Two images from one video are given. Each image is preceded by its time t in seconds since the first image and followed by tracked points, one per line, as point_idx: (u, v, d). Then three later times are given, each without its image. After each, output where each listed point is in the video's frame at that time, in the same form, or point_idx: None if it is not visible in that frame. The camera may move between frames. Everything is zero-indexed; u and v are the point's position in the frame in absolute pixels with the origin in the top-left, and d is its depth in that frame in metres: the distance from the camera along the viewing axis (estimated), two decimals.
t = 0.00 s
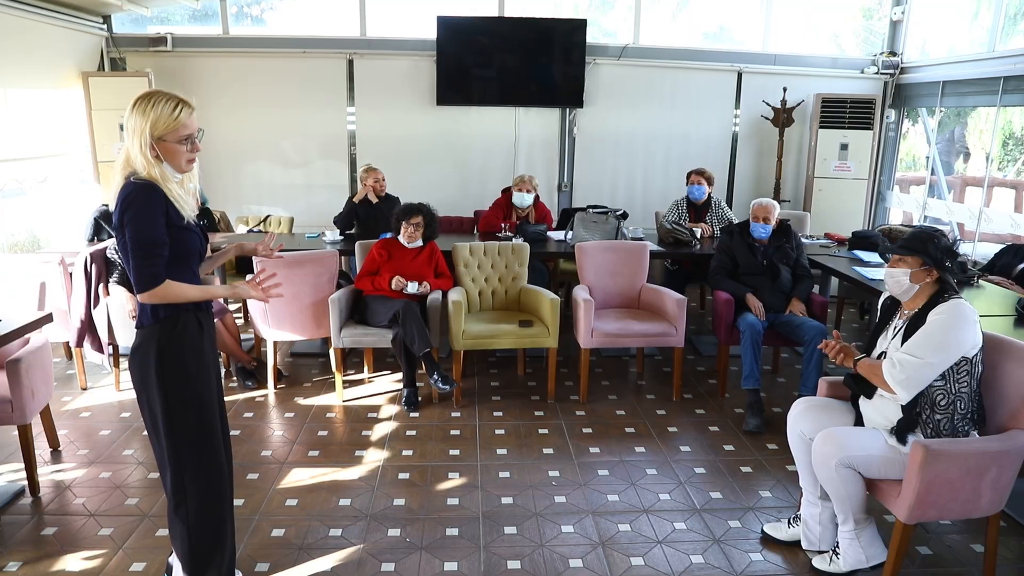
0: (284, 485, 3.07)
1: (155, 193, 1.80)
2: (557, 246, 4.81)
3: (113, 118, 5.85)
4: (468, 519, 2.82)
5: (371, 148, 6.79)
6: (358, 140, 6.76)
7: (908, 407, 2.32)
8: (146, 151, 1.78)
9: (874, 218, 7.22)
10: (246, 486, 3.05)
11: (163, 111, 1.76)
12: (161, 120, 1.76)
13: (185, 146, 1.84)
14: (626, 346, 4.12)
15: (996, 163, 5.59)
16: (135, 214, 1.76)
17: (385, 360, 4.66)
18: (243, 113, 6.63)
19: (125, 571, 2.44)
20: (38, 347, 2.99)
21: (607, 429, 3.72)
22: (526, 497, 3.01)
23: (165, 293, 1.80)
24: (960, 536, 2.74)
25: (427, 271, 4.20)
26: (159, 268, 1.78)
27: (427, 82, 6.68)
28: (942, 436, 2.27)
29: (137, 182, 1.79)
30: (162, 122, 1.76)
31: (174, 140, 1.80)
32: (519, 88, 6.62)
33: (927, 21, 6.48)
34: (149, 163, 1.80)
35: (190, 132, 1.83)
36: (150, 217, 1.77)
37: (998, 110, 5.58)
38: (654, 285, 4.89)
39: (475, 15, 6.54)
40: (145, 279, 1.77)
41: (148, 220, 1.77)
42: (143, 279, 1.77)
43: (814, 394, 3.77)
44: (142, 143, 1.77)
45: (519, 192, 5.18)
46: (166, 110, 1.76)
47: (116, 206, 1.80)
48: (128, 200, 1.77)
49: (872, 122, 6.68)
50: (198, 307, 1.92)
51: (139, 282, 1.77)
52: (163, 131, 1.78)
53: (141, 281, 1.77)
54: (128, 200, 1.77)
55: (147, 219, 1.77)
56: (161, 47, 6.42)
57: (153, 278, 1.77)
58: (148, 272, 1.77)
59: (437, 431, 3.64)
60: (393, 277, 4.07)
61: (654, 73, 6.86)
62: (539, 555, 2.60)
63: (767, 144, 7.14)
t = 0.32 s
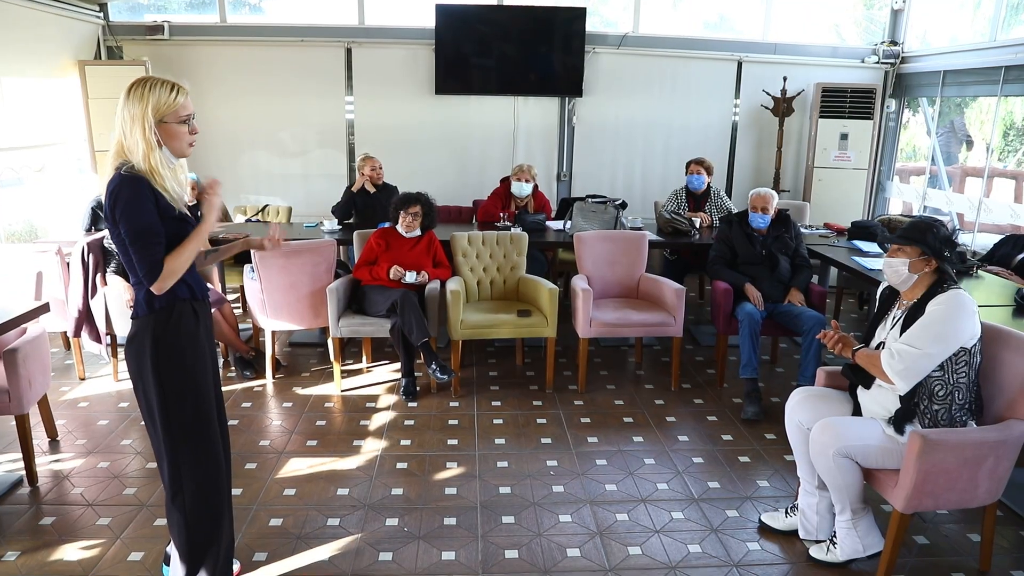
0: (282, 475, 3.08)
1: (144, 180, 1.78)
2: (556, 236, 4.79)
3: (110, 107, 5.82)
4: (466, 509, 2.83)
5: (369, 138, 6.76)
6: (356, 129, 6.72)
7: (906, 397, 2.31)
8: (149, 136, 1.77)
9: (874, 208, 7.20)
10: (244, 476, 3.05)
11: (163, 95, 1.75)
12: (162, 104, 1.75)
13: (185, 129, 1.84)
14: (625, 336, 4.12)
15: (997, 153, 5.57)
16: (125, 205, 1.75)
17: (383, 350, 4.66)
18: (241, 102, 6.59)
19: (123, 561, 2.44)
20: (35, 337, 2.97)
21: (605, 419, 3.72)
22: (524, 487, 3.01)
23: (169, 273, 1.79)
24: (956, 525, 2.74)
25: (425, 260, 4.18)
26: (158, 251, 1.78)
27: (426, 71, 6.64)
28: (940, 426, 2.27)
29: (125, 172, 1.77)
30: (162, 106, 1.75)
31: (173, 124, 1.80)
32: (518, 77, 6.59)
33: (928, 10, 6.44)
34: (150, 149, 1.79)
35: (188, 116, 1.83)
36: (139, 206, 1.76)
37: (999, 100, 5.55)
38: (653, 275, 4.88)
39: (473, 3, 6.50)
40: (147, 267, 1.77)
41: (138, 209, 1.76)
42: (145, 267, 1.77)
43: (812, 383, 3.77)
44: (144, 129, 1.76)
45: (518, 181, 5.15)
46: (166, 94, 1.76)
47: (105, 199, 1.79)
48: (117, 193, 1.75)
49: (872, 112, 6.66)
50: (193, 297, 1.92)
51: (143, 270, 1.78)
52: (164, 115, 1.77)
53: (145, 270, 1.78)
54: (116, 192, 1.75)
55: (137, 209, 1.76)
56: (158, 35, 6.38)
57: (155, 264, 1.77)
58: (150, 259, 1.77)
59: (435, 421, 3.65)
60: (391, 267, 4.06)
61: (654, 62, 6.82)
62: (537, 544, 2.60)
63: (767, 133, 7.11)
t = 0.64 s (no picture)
0: (279, 471, 3.07)
1: (142, 170, 1.78)
2: (554, 233, 4.78)
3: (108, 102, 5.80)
4: (463, 506, 2.83)
5: (368, 134, 6.74)
6: (355, 125, 6.71)
7: (904, 395, 2.31)
8: (139, 125, 1.76)
9: (873, 207, 7.20)
10: (241, 473, 3.05)
11: (157, 86, 1.74)
12: (154, 95, 1.74)
13: (179, 121, 1.81)
14: (623, 333, 4.12)
15: (996, 153, 5.57)
16: (127, 194, 1.75)
17: (381, 346, 4.65)
18: (239, 98, 6.58)
19: (120, 557, 2.44)
20: (32, 333, 2.96)
21: (603, 416, 3.72)
22: (521, 484, 3.01)
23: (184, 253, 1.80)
24: (953, 524, 2.74)
25: (423, 257, 4.17)
26: (170, 234, 1.78)
27: (425, 67, 6.62)
28: (938, 425, 2.26)
29: (123, 163, 1.77)
30: (155, 97, 1.74)
31: (166, 117, 1.78)
32: (518, 74, 6.57)
33: (928, 9, 6.43)
34: (140, 138, 1.77)
35: (183, 110, 1.81)
36: (142, 193, 1.76)
37: (998, 99, 5.55)
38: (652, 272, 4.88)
39: None
40: (163, 251, 1.77)
41: (141, 197, 1.75)
42: (160, 251, 1.77)
43: (810, 381, 3.77)
44: (135, 118, 1.75)
45: (516, 177, 5.14)
46: (160, 85, 1.75)
47: (103, 193, 1.78)
48: (116, 184, 1.75)
49: (872, 110, 6.65)
50: (191, 292, 1.91)
51: (159, 255, 1.77)
52: (156, 107, 1.76)
53: (161, 254, 1.77)
54: (116, 184, 1.75)
55: (140, 197, 1.75)
56: (157, 30, 6.35)
57: (169, 247, 1.77)
58: (163, 243, 1.77)
59: (433, 418, 3.64)
60: (389, 263, 4.05)
61: (654, 59, 6.81)
62: (534, 542, 2.60)
63: (766, 131, 7.10)
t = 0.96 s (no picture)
0: (280, 465, 3.07)
1: (142, 164, 1.77)
2: (556, 228, 4.77)
3: (109, 95, 5.79)
4: (464, 500, 2.83)
5: (369, 128, 6.73)
6: (356, 119, 6.69)
7: (906, 392, 2.30)
8: (139, 109, 1.76)
9: (875, 203, 7.17)
10: (242, 466, 3.05)
11: (158, 73, 1.76)
12: (155, 80, 1.75)
13: (178, 109, 1.81)
14: (624, 328, 4.11)
15: (999, 149, 5.55)
16: (128, 189, 1.74)
17: (382, 341, 4.65)
18: (241, 91, 6.56)
19: (121, 550, 2.44)
20: (33, 325, 2.96)
21: (604, 411, 3.72)
22: (522, 479, 3.01)
23: (190, 245, 1.80)
24: (954, 521, 2.74)
25: (425, 251, 4.17)
26: (176, 225, 1.77)
27: (427, 61, 6.60)
28: (940, 422, 2.25)
29: (124, 157, 1.77)
30: (155, 82, 1.75)
31: (165, 102, 1.78)
32: (520, 68, 6.56)
33: (931, 4, 6.41)
34: (138, 122, 1.77)
35: (182, 97, 1.82)
36: (143, 187, 1.75)
37: (1003, 95, 5.53)
38: (654, 268, 4.87)
39: None
40: (171, 243, 1.76)
41: (142, 191, 1.75)
42: (167, 244, 1.76)
43: (811, 377, 3.77)
44: (135, 103, 1.75)
45: (518, 172, 5.12)
46: (161, 73, 1.76)
47: (104, 188, 1.77)
48: (116, 180, 1.74)
49: (875, 105, 6.62)
50: (193, 286, 1.91)
51: (166, 248, 1.76)
52: (156, 92, 1.76)
53: (168, 248, 1.76)
54: (116, 178, 1.74)
55: (141, 191, 1.74)
56: (158, 23, 6.33)
57: (177, 239, 1.76)
58: (170, 235, 1.76)
59: (434, 412, 3.64)
60: (390, 258, 4.02)
61: (656, 54, 6.79)
62: (535, 536, 2.60)
63: (769, 126, 7.08)
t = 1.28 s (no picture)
0: (283, 458, 3.07)
1: (146, 154, 1.77)
2: (560, 221, 4.76)
3: (112, 88, 5.78)
4: (466, 493, 2.82)
5: (371, 121, 6.70)
6: (359, 112, 6.67)
7: (911, 387, 2.29)
8: (146, 102, 1.75)
9: (880, 197, 7.13)
10: (245, 459, 3.05)
11: (169, 68, 1.74)
12: (166, 74, 1.74)
13: (184, 104, 1.81)
14: (628, 322, 4.10)
15: (1005, 144, 5.51)
16: (131, 179, 1.73)
17: (385, 334, 4.65)
18: (243, 84, 6.55)
19: (124, 542, 2.45)
20: (37, 318, 2.96)
21: (607, 405, 3.71)
22: (525, 472, 3.00)
23: (192, 238, 1.79)
24: (959, 516, 2.73)
25: (429, 244, 4.16)
26: (177, 218, 1.77)
27: (430, 53, 6.58)
28: (945, 417, 2.25)
29: (127, 146, 1.76)
30: (165, 77, 1.74)
31: (172, 97, 1.77)
32: (523, 61, 6.53)
33: None
34: (143, 114, 1.76)
35: (190, 94, 1.81)
36: (145, 178, 1.74)
37: (1009, 89, 5.49)
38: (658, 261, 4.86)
39: None
40: (172, 235, 1.75)
41: (145, 181, 1.74)
42: (168, 235, 1.75)
43: (815, 372, 3.75)
44: (143, 96, 1.74)
45: (522, 165, 5.11)
46: (173, 68, 1.75)
47: (106, 178, 1.77)
48: (118, 169, 1.74)
49: (880, 99, 6.58)
50: (194, 278, 1.90)
51: (167, 239, 1.76)
52: (165, 86, 1.75)
53: (169, 239, 1.76)
54: (119, 168, 1.74)
55: (144, 181, 1.74)
56: (161, 15, 6.32)
57: (178, 231, 1.76)
58: (171, 227, 1.75)
59: (437, 405, 3.64)
60: (394, 251, 4.01)
61: (660, 47, 6.75)
62: (538, 530, 2.59)
63: (774, 120, 7.05)
